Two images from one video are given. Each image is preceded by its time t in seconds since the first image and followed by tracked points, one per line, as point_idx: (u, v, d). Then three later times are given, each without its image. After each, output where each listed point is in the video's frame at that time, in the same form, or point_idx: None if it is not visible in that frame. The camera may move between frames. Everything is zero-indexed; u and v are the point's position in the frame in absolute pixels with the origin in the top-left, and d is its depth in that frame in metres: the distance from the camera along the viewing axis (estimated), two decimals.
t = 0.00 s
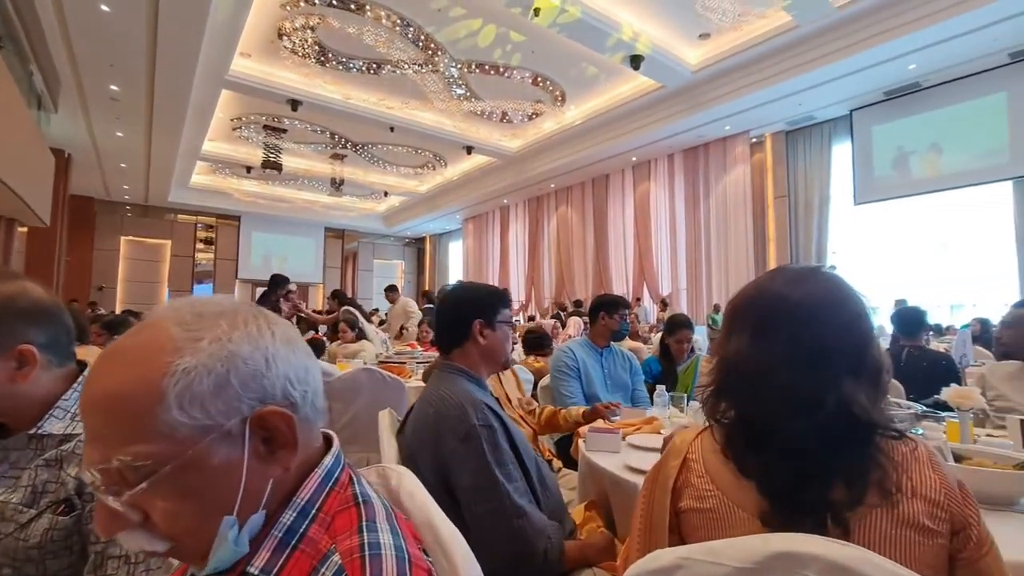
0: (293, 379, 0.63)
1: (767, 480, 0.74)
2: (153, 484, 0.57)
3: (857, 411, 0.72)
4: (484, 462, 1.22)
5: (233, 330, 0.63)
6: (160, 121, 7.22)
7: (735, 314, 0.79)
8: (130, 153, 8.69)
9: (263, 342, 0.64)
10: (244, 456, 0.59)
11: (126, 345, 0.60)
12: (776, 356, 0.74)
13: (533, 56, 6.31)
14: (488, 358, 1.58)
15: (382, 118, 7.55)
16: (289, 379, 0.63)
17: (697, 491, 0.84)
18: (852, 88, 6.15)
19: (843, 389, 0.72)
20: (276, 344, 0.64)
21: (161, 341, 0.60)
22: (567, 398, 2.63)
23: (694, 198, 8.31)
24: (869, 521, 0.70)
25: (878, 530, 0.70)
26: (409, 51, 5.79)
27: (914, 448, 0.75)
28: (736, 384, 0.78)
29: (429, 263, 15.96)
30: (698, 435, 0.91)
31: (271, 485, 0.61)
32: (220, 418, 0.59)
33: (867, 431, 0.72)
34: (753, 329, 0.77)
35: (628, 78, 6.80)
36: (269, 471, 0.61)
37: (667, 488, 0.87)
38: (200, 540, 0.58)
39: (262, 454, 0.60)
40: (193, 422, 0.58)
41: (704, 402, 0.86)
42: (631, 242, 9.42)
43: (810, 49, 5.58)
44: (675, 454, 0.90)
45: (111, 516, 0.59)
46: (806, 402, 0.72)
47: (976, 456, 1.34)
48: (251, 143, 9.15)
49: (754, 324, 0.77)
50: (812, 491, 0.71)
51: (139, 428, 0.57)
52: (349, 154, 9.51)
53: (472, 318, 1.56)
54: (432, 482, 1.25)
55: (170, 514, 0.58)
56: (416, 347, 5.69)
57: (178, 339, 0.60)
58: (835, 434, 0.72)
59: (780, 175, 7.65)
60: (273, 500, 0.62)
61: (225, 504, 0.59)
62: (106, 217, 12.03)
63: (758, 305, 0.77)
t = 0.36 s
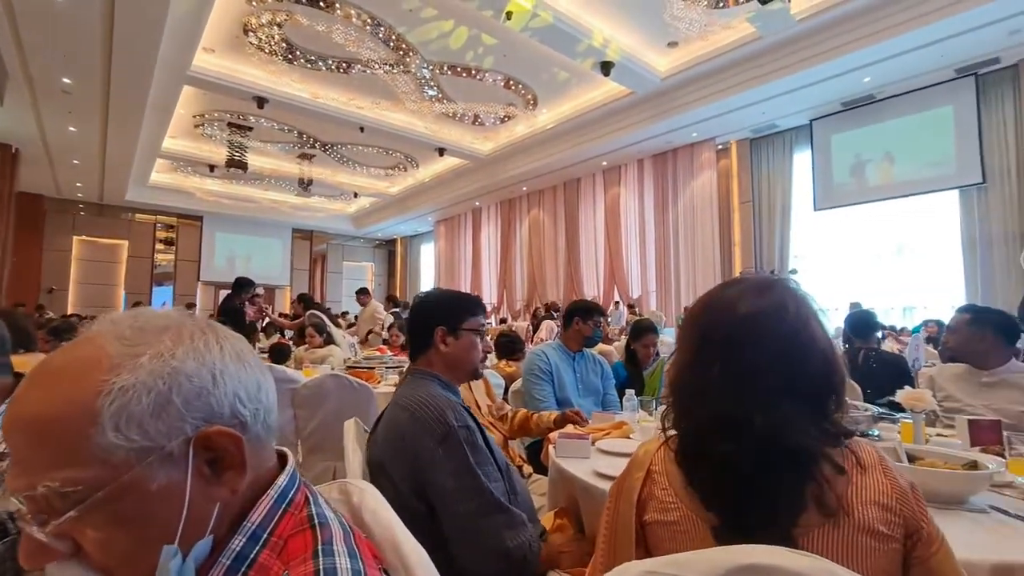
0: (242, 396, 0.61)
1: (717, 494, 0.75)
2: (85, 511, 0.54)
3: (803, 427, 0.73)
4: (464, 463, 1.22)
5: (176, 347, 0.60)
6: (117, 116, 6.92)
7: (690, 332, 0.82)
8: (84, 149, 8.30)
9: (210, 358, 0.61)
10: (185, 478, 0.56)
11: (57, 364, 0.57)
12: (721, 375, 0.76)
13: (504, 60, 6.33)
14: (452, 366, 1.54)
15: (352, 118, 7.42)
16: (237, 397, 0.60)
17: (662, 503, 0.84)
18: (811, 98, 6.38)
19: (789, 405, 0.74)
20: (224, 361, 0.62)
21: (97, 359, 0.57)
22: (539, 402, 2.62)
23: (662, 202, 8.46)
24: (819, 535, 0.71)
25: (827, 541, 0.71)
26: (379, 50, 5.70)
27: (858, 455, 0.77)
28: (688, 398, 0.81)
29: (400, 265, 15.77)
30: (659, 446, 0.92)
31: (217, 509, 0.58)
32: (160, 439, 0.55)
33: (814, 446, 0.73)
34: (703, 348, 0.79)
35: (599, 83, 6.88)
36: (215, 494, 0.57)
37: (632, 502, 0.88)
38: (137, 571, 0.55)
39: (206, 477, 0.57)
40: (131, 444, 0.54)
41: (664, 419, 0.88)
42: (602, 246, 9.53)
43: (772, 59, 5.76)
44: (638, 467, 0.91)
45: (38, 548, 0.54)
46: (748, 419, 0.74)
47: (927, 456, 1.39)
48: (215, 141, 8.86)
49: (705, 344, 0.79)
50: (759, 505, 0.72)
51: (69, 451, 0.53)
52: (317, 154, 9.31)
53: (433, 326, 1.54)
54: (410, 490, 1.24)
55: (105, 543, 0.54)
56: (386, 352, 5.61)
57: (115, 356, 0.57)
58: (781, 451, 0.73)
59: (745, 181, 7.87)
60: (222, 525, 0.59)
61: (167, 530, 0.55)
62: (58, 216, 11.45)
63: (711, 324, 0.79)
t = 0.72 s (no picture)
0: (230, 408, 0.59)
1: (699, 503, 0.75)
2: (62, 522, 0.51)
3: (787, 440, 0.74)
4: (461, 474, 1.19)
5: (168, 355, 0.59)
6: (87, 112, 6.71)
7: (681, 340, 0.80)
8: (51, 146, 8.02)
9: (200, 366, 0.60)
10: (169, 489, 0.54)
11: (39, 368, 0.55)
12: (713, 383, 0.76)
13: (486, 62, 6.32)
14: (456, 371, 1.50)
15: (332, 118, 7.33)
16: (225, 408, 0.59)
17: (638, 518, 0.84)
18: (787, 105, 6.51)
19: (777, 417, 0.74)
20: (214, 370, 0.61)
21: (84, 364, 0.55)
22: (521, 407, 2.62)
23: (642, 205, 8.55)
24: (797, 545, 0.71)
25: (803, 552, 0.71)
26: (360, 50, 5.64)
27: (838, 464, 0.77)
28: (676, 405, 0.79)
29: (381, 267, 15.63)
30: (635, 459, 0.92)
31: (199, 522, 0.57)
32: (145, 449, 0.53)
33: (797, 458, 0.74)
34: (697, 356, 0.78)
35: (580, 87, 6.93)
36: (199, 507, 0.56)
37: (607, 514, 0.87)
38: None
39: (189, 489, 0.56)
40: (116, 452, 0.52)
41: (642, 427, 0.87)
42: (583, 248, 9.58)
43: (750, 66, 5.86)
44: (615, 479, 0.90)
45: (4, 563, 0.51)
46: (736, 430, 0.74)
47: (897, 457, 1.42)
48: (190, 139, 8.65)
49: (700, 352, 0.78)
50: (743, 516, 0.72)
51: (45, 459, 0.51)
52: (296, 153, 9.16)
53: (437, 330, 1.51)
54: (404, 490, 1.22)
55: (81, 557, 0.52)
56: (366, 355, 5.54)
57: (101, 363, 0.55)
58: (765, 462, 0.74)
59: (722, 185, 8.00)
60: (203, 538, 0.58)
61: (148, 542, 0.54)
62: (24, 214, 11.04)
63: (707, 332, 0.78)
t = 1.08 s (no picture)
0: (214, 425, 0.59)
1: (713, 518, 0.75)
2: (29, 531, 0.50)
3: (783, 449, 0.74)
4: (460, 487, 1.16)
5: (160, 365, 0.59)
6: (49, 108, 6.46)
7: (675, 354, 0.81)
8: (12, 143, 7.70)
9: (190, 381, 0.60)
10: (142, 506, 0.53)
11: (26, 371, 0.54)
12: (706, 398, 0.77)
13: (465, 62, 6.29)
14: (461, 383, 1.42)
15: (308, 117, 7.19)
16: (209, 424, 0.58)
17: (627, 535, 0.81)
18: (761, 110, 6.65)
19: (773, 427, 0.75)
20: (204, 385, 0.61)
21: (72, 369, 0.55)
22: (500, 411, 2.60)
23: (621, 207, 8.62)
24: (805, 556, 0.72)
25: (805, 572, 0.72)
26: (337, 48, 5.54)
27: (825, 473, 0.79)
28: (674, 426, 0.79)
29: (359, 268, 15.44)
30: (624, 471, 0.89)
31: (169, 541, 0.55)
32: (124, 461, 0.53)
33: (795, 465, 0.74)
34: (687, 374, 0.79)
35: (558, 89, 6.96)
36: (170, 526, 0.55)
37: (592, 528, 0.84)
38: None
39: (163, 507, 0.54)
40: (95, 462, 0.52)
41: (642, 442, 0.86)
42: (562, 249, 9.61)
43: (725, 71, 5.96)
44: (601, 492, 0.86)
45: None
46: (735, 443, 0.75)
47: (866, 460, 1.44)
48: (160, 137, 8.41)
49: (691, 369, 0.79)
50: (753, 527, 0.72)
51: (24, 464, 0.50)
52: (271, 152, 8.98)
53: (441, 340, 1.41)
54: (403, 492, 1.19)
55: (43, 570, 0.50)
56: (344, 358, 5.46)
57: (92, 370, 0.55)
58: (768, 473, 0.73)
59: (699, 188, 8.13)
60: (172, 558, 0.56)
61: (114, 559, 0.52)
62: None
63: (697, 347, 0.79)
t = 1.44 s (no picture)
0: (188, 444, 0.55)
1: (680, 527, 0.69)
2: None
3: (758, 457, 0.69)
4: (446, 498, 1.13)
5: (137, 380, 0.56)
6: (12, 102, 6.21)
7: (661, 355, 0.74)
8: None
9: (167, 397, 0.57)
10: (104, 527, 0.50)
11: None
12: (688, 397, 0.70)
13: (446, 63, 6.27)
14: (448, 393, 1.39)
15: (286, 116, 7.06)
16: (183, 444, 0.55)
17: (591, 549, 0.79)
18: (737, 115, 6.77)
19: (760, 443, 0.70)
20: (181, 402, 0.57)
21: (43, 382, 0.52)
22: (479, 416, 2.58)
23: (601, 209, 8.68)
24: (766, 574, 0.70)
25: None
26: (315, 46, 5.44)
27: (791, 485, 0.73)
28: (649, 426, 0.72)
29: (337, 269, 15.25)
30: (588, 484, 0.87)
31: (130, 566, 0.52)
32: (88, 479, 0.50)
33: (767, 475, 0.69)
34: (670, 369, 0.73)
35: (539, 92, 6.99)
36: (132, 550, 0.51)
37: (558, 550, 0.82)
38: None
39: (126, 529, 0.51)
40: (59, 478, 0.49)
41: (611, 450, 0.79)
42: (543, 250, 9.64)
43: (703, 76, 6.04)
44: (565, 509, 0.85)
45: None
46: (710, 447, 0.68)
47: (838, 461, 1.47)
48: (130, 134, 8.17)
49: (678, 372, 0.72)
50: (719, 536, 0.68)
51: None
52: (247, 151, 8.80)
53: (428, 348, 1.39)
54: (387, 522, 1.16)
55: None
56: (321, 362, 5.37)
57: (64, 383, 0.53)
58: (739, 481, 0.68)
59: (677, 191, 8.25)
60: None
61: None
62: None
63: (686, 350, 0.73)
